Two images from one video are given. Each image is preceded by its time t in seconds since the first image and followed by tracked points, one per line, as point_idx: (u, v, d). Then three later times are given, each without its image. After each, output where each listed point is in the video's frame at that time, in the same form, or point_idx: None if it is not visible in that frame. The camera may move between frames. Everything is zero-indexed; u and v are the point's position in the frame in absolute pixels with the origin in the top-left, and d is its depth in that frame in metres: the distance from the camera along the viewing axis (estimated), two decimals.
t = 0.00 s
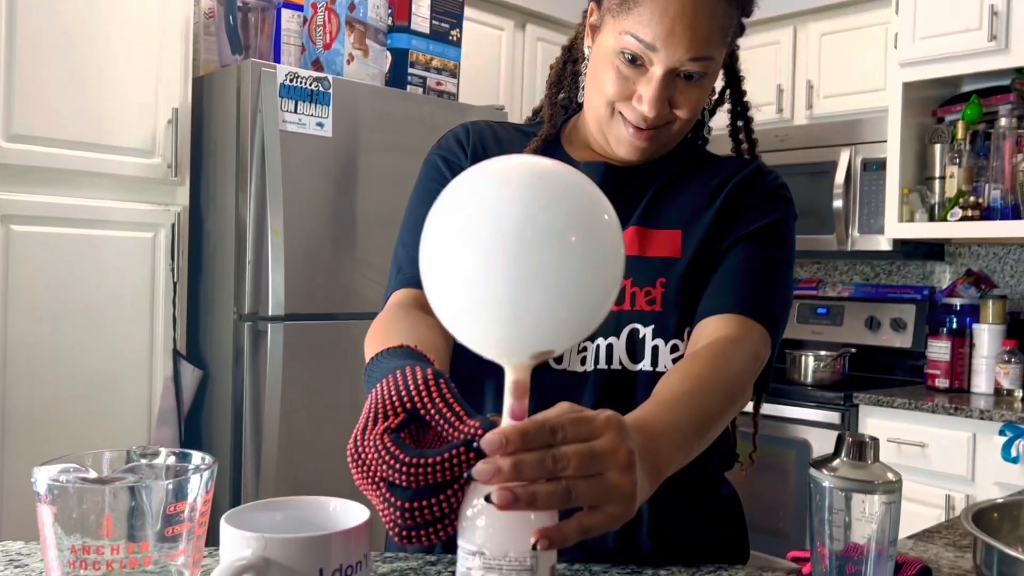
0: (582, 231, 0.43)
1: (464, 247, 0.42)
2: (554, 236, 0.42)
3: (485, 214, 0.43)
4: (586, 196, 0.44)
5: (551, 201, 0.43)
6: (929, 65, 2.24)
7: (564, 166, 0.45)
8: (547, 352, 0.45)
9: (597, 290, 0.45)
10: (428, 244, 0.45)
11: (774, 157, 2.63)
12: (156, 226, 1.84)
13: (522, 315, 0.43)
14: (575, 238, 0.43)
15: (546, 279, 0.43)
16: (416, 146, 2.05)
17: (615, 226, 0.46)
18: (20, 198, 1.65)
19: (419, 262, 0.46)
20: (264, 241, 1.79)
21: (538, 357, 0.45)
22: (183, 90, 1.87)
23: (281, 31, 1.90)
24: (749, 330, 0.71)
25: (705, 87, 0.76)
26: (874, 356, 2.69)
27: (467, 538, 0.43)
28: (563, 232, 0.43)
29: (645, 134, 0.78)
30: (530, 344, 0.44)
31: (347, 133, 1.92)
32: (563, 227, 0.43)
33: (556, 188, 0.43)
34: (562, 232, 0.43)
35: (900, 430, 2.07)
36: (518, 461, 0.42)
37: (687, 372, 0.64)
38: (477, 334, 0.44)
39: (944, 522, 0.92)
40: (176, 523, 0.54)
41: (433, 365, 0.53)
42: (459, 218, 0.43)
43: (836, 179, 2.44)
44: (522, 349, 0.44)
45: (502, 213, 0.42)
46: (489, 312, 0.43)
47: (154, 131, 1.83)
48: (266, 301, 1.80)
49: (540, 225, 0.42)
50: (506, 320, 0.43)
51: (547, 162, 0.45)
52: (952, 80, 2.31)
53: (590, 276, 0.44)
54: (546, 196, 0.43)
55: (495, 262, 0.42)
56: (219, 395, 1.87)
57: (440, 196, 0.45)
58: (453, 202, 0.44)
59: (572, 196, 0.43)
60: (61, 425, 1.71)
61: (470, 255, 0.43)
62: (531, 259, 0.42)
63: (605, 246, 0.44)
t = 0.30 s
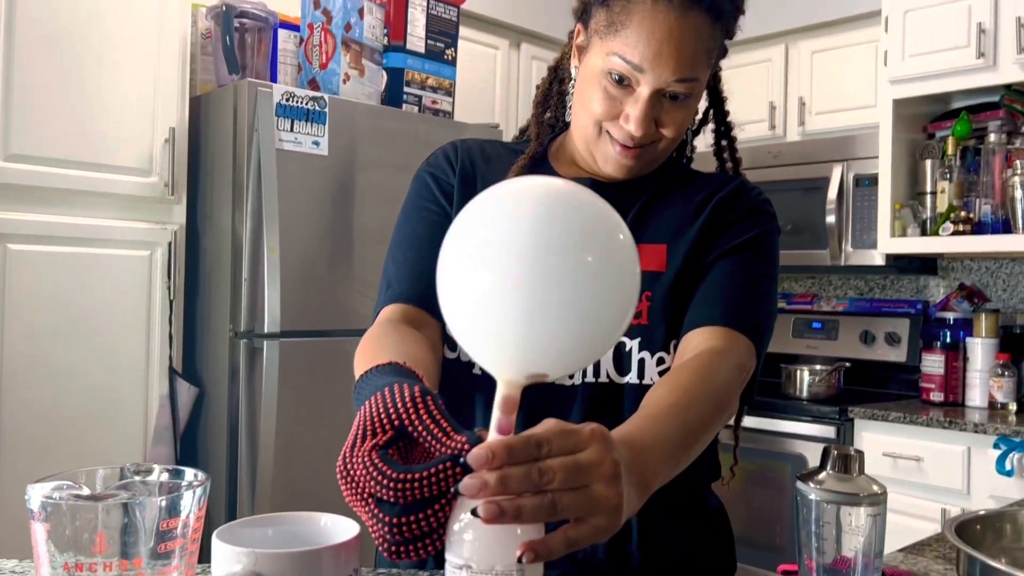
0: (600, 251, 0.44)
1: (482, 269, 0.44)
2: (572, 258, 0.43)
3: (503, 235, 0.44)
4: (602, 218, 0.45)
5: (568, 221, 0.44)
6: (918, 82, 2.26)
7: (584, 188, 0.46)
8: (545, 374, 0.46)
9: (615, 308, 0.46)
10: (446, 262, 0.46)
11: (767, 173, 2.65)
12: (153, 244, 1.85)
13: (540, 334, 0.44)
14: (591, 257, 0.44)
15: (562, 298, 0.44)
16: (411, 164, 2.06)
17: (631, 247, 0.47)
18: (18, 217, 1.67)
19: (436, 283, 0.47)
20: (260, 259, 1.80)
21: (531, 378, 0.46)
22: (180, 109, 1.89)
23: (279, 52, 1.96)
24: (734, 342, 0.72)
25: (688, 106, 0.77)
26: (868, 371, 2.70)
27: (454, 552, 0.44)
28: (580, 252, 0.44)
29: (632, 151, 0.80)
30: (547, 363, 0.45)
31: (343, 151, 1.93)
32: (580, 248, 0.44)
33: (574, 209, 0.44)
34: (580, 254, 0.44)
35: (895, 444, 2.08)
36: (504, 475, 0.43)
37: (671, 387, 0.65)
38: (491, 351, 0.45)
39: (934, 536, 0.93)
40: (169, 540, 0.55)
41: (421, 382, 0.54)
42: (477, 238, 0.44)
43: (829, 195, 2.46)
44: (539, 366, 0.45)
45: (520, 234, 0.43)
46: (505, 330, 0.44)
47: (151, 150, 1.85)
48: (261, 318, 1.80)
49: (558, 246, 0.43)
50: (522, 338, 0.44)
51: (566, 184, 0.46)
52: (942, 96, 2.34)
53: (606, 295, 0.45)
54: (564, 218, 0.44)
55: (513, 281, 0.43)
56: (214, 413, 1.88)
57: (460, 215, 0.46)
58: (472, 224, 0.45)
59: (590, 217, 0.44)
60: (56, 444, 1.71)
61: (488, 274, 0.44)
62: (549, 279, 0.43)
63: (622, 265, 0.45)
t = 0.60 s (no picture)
0: (558, 260, 0.45)
1: (443, 277, 0.44)
2: (533, 266, 0.44)
3: (464, 244, 0.45)
4: (561, 228, 0.46)
5: (529, 231, 0.45)
6: (910, 96, 2.28)
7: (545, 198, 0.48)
8: (521, 381, 0.47)
9: (575, 317, 0.47)
10: (409, 271, 0.47)
11: (761, 188, 2.67)
12: (149, 260, 1.86)
13: (500, 341, 0.45)
14: (551, 267, 0.45)
15: (522, 307, 0.45)
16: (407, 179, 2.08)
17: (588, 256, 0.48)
18: (14, 234, 1.67)
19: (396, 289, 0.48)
20: (255, 274, 1.80)
21: (512, 386, 0.47)
22: (176, 127, 1.90)
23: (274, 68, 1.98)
24: (715, 344, 0.72)
25: (663, 116, 0.78)
26: (864, 384, 2.70)
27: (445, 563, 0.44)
28: (540, 262, 0.45)
29: (607, 162, 0.81)
30: (505, 373, 0.46)
31: (338, 166, 1.94)
32: (540, 257, 0.45)
33: (532, 219, 0.45)
34: (540, 262, 0.45)
35: (891, 457, 2.08)
36: (491, 486, 0.44)
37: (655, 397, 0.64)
38: (455, 359, 0.46)
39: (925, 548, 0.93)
40: (163, 554, 0.55)
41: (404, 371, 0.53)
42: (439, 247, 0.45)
43: (823, 209, 2.48)
44: (501, 377, 0.46)
45: (481, 242, 0.44)
46: (467, 338, 0.45)
47: (147, 167, 1.86)
48: (256, 333, 1.81)
49: (520, 256, 0.44)
50: (483, 346, 0.45)
51: (529, 195, 0.47)
52: (934, 111, 2.36)
53: (567, 306, 0.46)
54: (524, 227, 0.45)
55: (472, 289, 0.44)
56: (210, 428, 1.88)
57: (422, 223, 0.47)
58: (434, 233, 0.46)
59: (549, 227, 0.46)
60: (51, 461, 1.70)
61: (450, 282, 0.45)
62: (510, 289, 0.44)
63: (580, 275, 0.47)
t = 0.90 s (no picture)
0: (582, 271, 0.47)
1: (464, 287, 0.47)
2: (555, 277, 0.47)
3: (487, 254, 0.47)
4: (587, 242, 0.49)
5: (553, 243, 0.47)
6: (905, 104, 2.29)
7: (576, 212, 0.50)
8: (530, 393, 0.49)
9: (596, 332, 0.49)
10: (436, 271, 0.49)
11: (757, 196, 2.68)
12: (145, 269, 1.86)
13: (519, 348, 0.47)
14: (574, 278, 0.47)
15: (543, 316, 0.47)
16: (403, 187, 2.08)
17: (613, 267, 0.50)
18: (9, 242, 1.67)
19: (422, 298, 0.51)
20: (252, 282, 1.81)
21: (515, 397, 0.49)
22: (173, 135, 1.91)
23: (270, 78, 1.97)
24: (705, 348, 0.70)
25: (631, 114, 0.77)
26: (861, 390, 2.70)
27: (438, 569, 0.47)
28: (564, 273, 0.47)
29: (579, 165, 0.81)
30: (525, 382, 0.48)
31: (335, 174, 1.95)
32: (563, 268, 0.47)
33: (561, 231, 0.48)
34: (563, 273, 0.47)
35: (888, 464, 2.08)
36: (483, 493, 0.45)
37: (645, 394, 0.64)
38: (472, 362, 0.48)
39: (920, 555, 0.93)
40: (157, 563, 0.55)
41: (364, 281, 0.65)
42: (461, 257, 0.48)
43: (819, 216, 2.49)
44: (517, 385, 0.48)
45: (503, 252, 0.47)
46: (485, 342, 0.47)
47: (143, 176, 1.86)
48: (252, 341, 1.81)
49: (545, 266, 0.46)
50: (500, 351, 0.47)
51: (553, 206, 0.49)
52: (929, 118, 2.37)
53: (586, 318, 0.48)
54: (550, 238, 0.47)
55: (495, 294, 0.46)
56: (207, 436, 1.88)
57: (452, 226, 0.50)
58: (459, 242, 0.48)
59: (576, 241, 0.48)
60: (48, 470, 1.70)
61: (473, 285, 0.47)
62: (531, 298, 0.46)
63: (603, 286, 0.48)
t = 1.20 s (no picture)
0: (558, 276, 0.48)
1: (442, 295, 0.47)
2: (533, 283, 0.47)
3: (464, 261, 0.47)
4: (563, 248, 0.49)
5: (529, 248, 0.48)
6: (899, 111, 2.30)
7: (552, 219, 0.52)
8: (517, 399, 0.50)
9: (574, 337, 0.50)
10: (413, 275, 0.50)
11: (752, 203, 2.69)
12: (142, 277, 1.87)
13: (499, 354, 0.47)
14: (550, 284, 0.48)
15: (520, 321, 0.47)
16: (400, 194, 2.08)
17: (588, 272, 0.50)
18: (6, 251, 1.67)
19: (399, 308, 0.51)
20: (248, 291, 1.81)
21: (504, 404, 0.50)
22: (169, 143, 1.91)
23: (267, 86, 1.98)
24: (696, 354, 0.70)
25: (596, 122, 0.77)
26: (857, 396, 2.71)
27: None
28: (540, 278, 0.47)
29: (550, 177, 0.81)
30: (508, 389, 0.49)
31: (331, 181, 1.95)
32: (539, 273, 0.47)
33: (537, 237, 0.48)
34: (540, 278, 0.47)
35: (884, 469, 2.09)
36: (482, 503, 0.45)
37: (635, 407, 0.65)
38: (452, 366, 0.49)
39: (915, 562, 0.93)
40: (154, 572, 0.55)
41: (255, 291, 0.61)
42: (438, 266, 0.48)
43: (815, 223, 2.50)
44: (497, 390, 0.49)
45: (480, 259, 0.47)
46: (463, 345, 0.48)
47: (140, 185, 1.87)
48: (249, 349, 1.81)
49: (522, 272, 0.47)
50: (479, 355, 0.48)
51: (527, 213, 0.50)
52: (923, 125, 2.38)
53: (565, 323, 0.48)
54: (526, 243, 0.48)
55: (472, 298, 0.47)
56: (203, 444, 1.88)
57: (428, 232, 0.51)
58: (434, 252, 0.49)
59: (551, 247, 0.49)
60: (44, 479, 1.70)
61: (451, 293, 0.47)
62: (510, 304, 0.47)
63: (580, 291, 0.49)
